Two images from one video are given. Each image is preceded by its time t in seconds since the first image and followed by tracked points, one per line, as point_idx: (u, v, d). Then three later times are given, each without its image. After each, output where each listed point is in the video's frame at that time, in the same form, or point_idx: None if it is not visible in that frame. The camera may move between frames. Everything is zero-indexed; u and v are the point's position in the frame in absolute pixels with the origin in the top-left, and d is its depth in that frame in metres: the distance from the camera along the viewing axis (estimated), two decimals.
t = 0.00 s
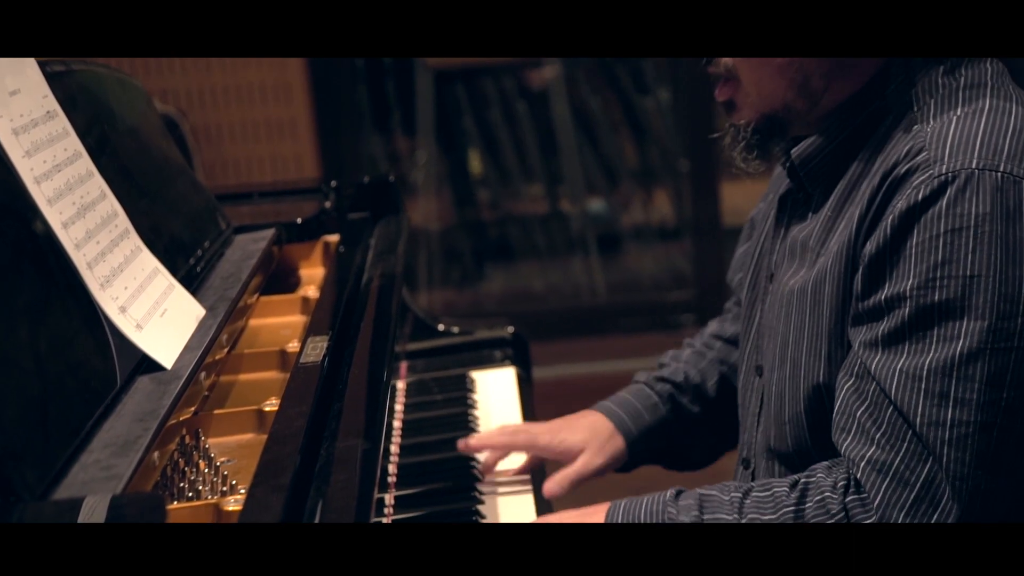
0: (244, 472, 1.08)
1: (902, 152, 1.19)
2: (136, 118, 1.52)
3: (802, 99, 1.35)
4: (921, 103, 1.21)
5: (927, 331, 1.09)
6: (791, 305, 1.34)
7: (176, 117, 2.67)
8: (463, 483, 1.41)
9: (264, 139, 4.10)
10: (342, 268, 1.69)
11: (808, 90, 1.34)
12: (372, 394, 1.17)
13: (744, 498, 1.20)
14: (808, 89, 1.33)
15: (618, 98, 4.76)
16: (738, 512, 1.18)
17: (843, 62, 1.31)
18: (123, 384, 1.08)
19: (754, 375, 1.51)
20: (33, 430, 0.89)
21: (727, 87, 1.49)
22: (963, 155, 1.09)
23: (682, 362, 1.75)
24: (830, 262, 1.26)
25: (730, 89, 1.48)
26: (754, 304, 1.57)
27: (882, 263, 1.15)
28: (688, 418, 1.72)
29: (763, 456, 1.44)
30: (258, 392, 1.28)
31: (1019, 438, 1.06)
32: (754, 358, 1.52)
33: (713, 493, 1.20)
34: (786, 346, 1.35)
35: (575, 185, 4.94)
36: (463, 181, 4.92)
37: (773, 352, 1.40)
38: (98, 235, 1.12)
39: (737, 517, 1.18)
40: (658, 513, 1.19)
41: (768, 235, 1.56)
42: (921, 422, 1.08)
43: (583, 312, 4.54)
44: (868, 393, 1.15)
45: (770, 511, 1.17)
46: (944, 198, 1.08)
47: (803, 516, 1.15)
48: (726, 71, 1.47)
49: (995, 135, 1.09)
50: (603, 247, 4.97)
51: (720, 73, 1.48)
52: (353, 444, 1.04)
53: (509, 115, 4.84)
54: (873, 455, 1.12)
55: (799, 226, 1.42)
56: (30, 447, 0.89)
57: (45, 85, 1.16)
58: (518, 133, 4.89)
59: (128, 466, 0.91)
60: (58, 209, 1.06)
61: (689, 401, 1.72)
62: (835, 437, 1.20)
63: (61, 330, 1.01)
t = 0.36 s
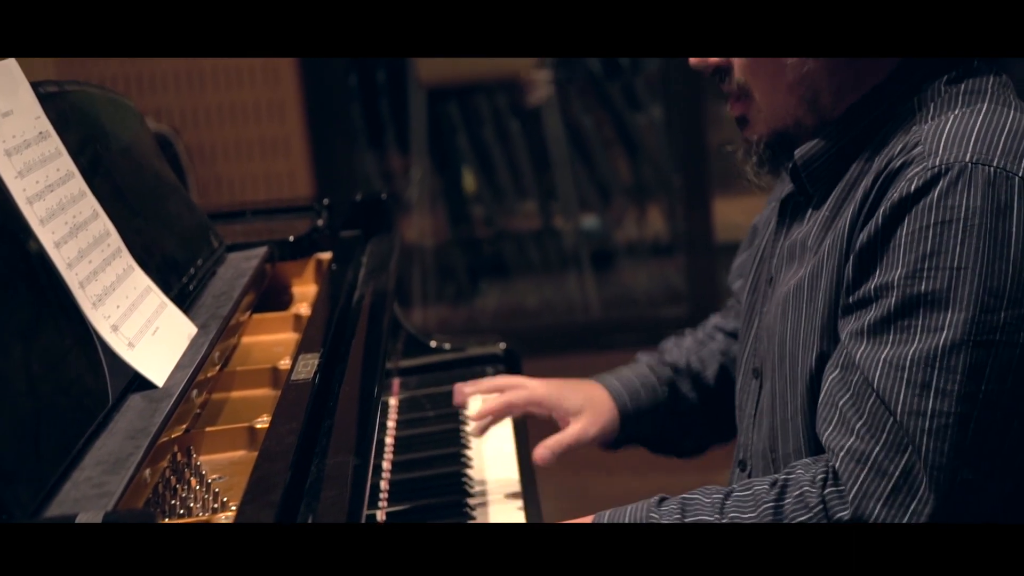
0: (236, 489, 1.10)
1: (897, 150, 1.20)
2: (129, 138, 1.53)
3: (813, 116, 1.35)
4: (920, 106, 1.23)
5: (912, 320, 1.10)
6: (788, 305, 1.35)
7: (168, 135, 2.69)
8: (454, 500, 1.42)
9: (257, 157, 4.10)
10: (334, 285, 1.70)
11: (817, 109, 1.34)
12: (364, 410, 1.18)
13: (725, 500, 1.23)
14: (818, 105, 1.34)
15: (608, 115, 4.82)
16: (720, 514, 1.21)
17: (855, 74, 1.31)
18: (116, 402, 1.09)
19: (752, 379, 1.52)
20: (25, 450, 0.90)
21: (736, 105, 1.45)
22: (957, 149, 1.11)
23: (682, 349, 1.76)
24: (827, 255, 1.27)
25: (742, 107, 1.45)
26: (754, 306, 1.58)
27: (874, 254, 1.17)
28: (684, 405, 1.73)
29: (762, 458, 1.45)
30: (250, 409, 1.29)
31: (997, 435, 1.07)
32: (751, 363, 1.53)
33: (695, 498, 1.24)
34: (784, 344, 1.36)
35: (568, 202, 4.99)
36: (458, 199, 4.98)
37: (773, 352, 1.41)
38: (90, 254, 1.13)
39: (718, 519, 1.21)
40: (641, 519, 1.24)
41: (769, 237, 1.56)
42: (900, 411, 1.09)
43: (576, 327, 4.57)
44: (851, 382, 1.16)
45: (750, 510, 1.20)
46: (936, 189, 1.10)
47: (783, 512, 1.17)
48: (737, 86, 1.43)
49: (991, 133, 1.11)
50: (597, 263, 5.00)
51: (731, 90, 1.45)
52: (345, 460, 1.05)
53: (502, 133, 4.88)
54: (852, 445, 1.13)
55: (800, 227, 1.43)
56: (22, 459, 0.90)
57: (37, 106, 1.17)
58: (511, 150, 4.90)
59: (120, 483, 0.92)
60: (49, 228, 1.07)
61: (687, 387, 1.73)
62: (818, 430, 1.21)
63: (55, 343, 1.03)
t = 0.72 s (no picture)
0: (229, 504, 1.12)
1: (891, 181, 1.22)
2: (123, 158, 1.54)
3: (792, 143, 1.37)
4: (911, 134, 1.26)
5: (908, 352, 1.12)
6: (780, 334, 1.35)
7: (164, 153, 2.71)
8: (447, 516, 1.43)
9: (252, 176, 4.12)
10: (328, 302, 1.71)
11: (797, 137, 1.36)
12: (356, 427, 1.19)
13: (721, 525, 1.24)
14: (798, 133, 1.36)
15: (604, 133, 4.94)
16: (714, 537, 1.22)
17: (829, 101, 1.33)
18: (109, 419, 1.09)
19: (745, 404, 1.52)
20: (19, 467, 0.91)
21: (722, 135, 1.46)
22: (951, 182, 1.13)
23: (651, 389, 1.73)
24: (821, 286, 1.28)
25: (726, 136, 1.45)
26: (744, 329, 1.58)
27: (868, 284, 1.19)
28: (656, 445, 1.71)
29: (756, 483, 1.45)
30: (243, 426, 1.29)
31: (993, 463, 1.10)
32: (744, 387, 1.54)
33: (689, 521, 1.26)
34: (777, 372, 1.36)
35: (563, 218, 5.03)
36: (453, 216, 5.00)
37: (765, 380, 1.42)
38: (84, 273, 1.14)
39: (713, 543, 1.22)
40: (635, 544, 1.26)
41: (758, 260, 1.57)
42: (899, 440, 1.11)
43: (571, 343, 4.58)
44: (846, 412, 1.18)
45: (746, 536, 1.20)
46: (930, 222, 1.12)
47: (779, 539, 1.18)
48: (722, 117, 1.43)
49: (983, 164, 1.13)
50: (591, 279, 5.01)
51: (714, 120, 1.46)
52: (337, 476, 1.06)
53: (497, 149, 5.00)
54: (849, 474, 1.15)
55: (789, 253, 1.44)
56: (13, 482, 0.92)
57: (31, 126, 1.18)
58: (505, 164, 5.02)
59: (113, 499, 0.92)
60: (44, 248, 1.08)
61: (659, 428, 1.71)
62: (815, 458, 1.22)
63: (46, 367, 1.04)
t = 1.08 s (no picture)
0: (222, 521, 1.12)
1: (875, 206, 1.24)
2: (117, 177, 1.55)
3: (778, 164, 1.39)
4: (893, 158, 1.27)
5: (896, 375, 1.13)
6: (767, 357, 1.37)
7: (159, 172, 2.73)
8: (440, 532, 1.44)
9: (247, 191, 4.11)
10: (321, 319, 1.72)
11: (782, 157, 1.38)
12: (349, 444, 1.20)
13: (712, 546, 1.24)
14: (783, 154, 1.38)
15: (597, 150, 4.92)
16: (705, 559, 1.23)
17: (814, 121, 1.36)
18: (103, 436, 1.10)
19: (734, 425, 1.53)
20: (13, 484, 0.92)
21: (706, 158, 1.46)
22: (934, 207, 1.14)
23: (636, 407, 1.74)
24: (808, 311, 1.29)
25: (711, 158, 1.46)
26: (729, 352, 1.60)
27: (855, 309, 1.20)
28: (640, 462, 1.72)
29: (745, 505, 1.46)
30: (236, 443, 1.30)
31: (982, 482, 1.11)
32: (732, 408, 1.55)
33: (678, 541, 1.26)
34: (765, 397, 1.37)
35: (555, 234, 5.05)
36: (447, 233, 5.02)
37: (752, 403, 1.42)
38: (79, 292, 1.15)
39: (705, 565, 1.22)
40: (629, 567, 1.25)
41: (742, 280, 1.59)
42: (887, 461, 1.12)
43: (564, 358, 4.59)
44: (838, 434, 1.19)
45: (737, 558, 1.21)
46: (915, 246, 1.14)
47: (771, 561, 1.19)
48: (708, 140, 1.44)
49: (967, 187, 1.15)
50: (585, 295, 5.03)
51: (698, 143, 1.47)
52: (330, 493, 1.07)
53: (490, 168, 4.96)
54: (840, 495, 1.16)
55: (774, 278, 1.45)
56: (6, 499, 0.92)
57: (26, 146, 1.19)
58: (500, 184, 5.00)
59: (108, 515, 0.93)
60: (39, 266, 1.09)
61: (642, 445, 1.72)
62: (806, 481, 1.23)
63: (41, 385, 1.05)
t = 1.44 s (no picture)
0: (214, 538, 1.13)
1: (866, 223, 1.25)
2: (111, 195, 1.56)
3: (772, 180, 1.41)
4: (886, 175, 1.28)
5: (879, 388, 1.14)
6: (760, 370, 1.37)
7: (154, 189, 2.72)
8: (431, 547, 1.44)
9: (240, 210, 4.12)
10: (313, 336, 1.73)
11: (776, 171, 1.40)
12: (341, 459, 1.20)
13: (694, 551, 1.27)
14: (777, 169, 1.40)
15: (588, 165, 5.04)
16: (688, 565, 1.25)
17: (809, 137, 1.37)
18: (97, 453, 1.10)
19: (724, 438, 1.54)
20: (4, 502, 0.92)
21: (701, 173, 1.48)
22: (926, 223, 1.16)
23: (618, 419, 1.75)
24: (800, 324, 1.30)
25: (705, 172, 1.48)
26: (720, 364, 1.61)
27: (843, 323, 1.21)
28: (625, 475, 1.73)
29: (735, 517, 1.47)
30: (228, 459, 1.31)
31: (962, 501, 1.13)
32: (722, 422, 1.56)
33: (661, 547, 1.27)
34: (758, 411, 1.38)
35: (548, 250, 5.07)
36: (440, 249, 5.02)
37: (745, 418, 1.43)
38: (72, 309, 1.16)
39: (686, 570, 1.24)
40: None
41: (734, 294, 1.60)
42: (867, 474, 1.14)
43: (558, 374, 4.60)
44: (819, 445, 1.21)
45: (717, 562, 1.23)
46: (904, 261, 1.15)
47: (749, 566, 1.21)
48: (702, 155, 1.45)
49: (958, 205, 1.16)
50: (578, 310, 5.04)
51: (693, 157, 1.47)
52: (323, 508, 1.07)
53: (484, 184, 5.01)
54: (818, 505, 1.18)
55: (767, 293, 1.46)
56: None
57: (20, 165, 1.20)
58: (492, 201, 5.06)
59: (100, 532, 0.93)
60: (32, 284, 1.09)
61: (625, 457, 1.73)
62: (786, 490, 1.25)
63: (33, 403, 1.06)
